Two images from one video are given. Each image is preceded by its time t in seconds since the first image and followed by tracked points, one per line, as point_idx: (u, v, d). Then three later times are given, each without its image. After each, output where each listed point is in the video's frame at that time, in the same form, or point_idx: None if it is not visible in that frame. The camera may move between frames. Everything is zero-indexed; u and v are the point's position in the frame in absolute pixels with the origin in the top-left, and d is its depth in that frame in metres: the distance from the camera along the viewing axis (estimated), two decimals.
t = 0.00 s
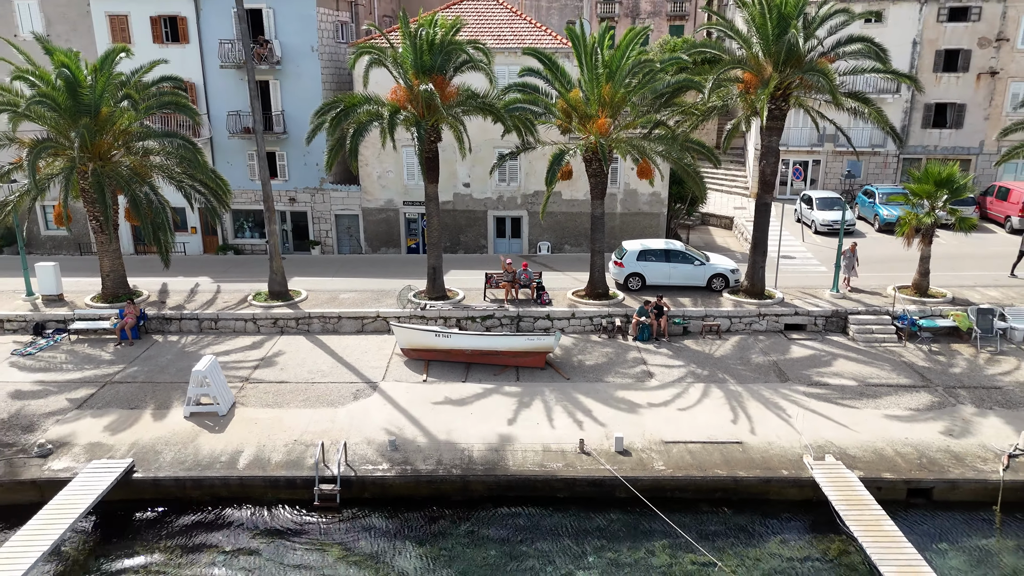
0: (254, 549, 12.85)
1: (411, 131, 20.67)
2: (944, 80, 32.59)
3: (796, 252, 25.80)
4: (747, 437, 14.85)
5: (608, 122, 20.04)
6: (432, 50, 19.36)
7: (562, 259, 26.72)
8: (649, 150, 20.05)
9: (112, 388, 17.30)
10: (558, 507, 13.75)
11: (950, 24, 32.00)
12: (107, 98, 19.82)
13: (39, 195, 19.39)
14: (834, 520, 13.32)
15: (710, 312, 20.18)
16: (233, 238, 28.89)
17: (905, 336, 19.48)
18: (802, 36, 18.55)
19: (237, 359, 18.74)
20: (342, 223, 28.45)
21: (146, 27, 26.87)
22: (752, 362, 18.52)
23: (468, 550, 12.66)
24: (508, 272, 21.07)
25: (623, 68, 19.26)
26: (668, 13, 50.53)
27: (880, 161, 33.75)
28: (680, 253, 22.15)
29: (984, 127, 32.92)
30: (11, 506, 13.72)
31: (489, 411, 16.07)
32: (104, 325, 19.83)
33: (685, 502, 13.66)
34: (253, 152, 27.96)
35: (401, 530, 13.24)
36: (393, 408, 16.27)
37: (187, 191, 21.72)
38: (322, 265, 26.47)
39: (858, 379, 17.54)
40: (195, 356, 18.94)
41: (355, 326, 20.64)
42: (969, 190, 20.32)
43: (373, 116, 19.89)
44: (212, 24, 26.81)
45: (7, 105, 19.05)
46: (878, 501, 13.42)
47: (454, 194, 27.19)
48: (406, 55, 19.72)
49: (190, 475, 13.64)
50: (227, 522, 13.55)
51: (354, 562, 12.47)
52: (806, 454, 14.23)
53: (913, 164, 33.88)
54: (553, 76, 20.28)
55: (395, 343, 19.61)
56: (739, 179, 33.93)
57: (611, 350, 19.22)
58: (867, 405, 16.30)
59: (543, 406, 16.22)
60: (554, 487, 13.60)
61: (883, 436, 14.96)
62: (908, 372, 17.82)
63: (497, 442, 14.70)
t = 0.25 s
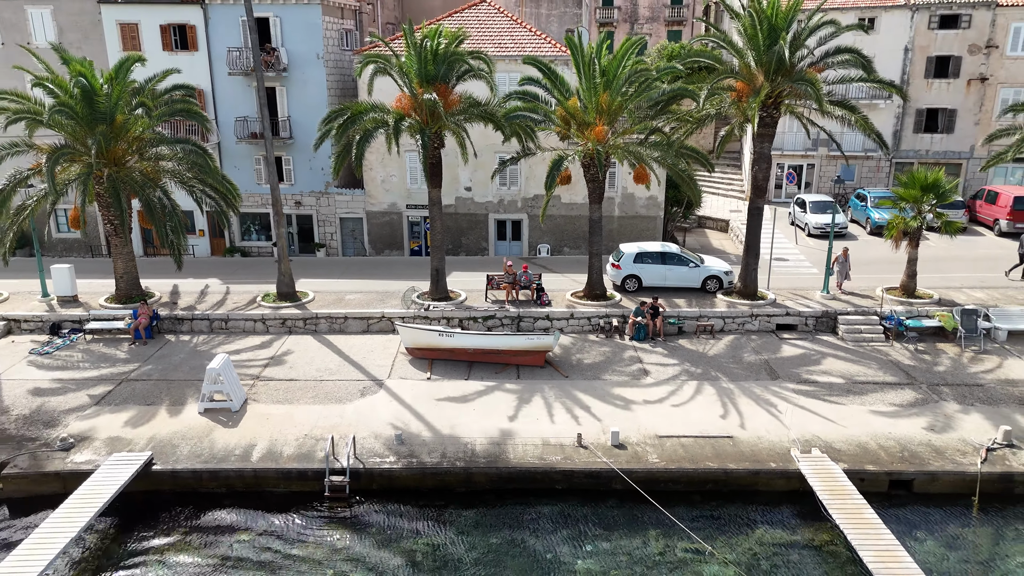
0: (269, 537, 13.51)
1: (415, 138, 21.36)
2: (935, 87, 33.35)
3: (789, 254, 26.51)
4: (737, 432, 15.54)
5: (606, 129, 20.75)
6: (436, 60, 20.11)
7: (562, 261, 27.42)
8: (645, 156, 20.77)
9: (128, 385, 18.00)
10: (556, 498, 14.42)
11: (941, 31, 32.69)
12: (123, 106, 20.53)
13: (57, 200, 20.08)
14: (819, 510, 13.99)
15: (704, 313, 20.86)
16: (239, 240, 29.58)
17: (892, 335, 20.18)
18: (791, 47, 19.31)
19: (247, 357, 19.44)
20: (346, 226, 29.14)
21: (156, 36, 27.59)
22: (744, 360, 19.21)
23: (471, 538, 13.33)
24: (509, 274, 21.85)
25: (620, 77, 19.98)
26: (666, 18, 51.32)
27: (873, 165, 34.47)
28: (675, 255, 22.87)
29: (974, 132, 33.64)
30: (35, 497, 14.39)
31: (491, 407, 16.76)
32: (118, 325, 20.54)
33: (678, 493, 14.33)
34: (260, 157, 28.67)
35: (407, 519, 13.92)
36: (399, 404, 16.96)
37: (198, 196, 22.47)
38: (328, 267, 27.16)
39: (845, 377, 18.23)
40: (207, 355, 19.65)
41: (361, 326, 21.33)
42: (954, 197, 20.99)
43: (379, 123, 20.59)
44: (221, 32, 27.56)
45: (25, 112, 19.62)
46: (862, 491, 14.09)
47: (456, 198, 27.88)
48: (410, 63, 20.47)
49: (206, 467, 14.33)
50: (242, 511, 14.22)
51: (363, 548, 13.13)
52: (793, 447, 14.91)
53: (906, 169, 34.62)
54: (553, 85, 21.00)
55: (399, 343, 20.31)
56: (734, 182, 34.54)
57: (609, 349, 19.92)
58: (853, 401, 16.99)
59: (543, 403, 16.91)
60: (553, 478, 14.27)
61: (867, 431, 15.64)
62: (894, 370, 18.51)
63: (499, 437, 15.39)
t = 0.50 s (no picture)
0: (282, 525, 14.20)
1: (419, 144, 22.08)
2: (926, 92, 34.10)
3: (782, 256, 27.22)
4: (728, 426, 16.24)
5: (603, 135, 21.48)
6: (440, 69, 20.86)
7: (561, 262, 28.12)
8: (641, 162, 21.51)
9: (144, 382, 18.71)
10: (555, 489, 15.11)
11: (932, 38, 33.44)
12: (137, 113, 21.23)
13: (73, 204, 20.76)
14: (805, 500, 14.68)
15: (698, 313, 21.56)
16: (246, 242, 30.27)
17: (880, 335, 20.89)
18: (781, 56, 20.05)
19: (257, 356, 20.15)
20: (350, 228, 29.84)
21: (165, 43, 28.30)
22: (737, 358, 19.92)
23: (474, 526, 14.02)
24: (510, 274, 22.63)
25: (616, 85, 20.70)
26: (664, 23, 52.12)
27: (866, 168, 35.21)
28: (671, 257, 23.58)
29: (965, 136, 34.36)
30: (58, 489, 15.06)
31: (493, 403, 17.46)
32: (132, 325, 21.25)
33: (671, 484, 15.03)
34: (266, 161, 29.36)
35: (414, 509, 14.61)
36: (404, 400, 17.67)
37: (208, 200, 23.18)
38: (333, 269, 27.87)
39: (834, 374, 18.93)
40: (218, 353, 20.36)
41: (367, 325, 22.04)
42: (940, 200, 21.72)
43: (384, 130, 21.34)
44: (228, 40, 28.28)
45: (45, 119, 20.21)
46: (846, 483, 14.79)
47: (458, 201, 28.60)
48: (415, 72, 21.21)
49: (221, 459, 15.02)
50: (256, 501, 14.90)
51: (372, 536, 13.83)
52: (782, 441, 15.62)
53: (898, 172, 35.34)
54: (552, 92, 21.73)
55: (404, 342, 21.01)
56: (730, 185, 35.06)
57: (606, 348, 20.63)
58: (840, 398, 17.70)
59: (543, 399, 17.62)
60: (552, 470, 14.97)
61: (853, 426, 16.35)
62: (880, 368, 19.21)
63: (500, 431, 16.09)
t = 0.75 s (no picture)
0: (292, 514, 14.91)
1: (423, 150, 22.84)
2: (918, 97, 34.85)
3: (775, 257, 27.95)
4: (720, 421, 16.97)
5: (600, 141, 22.23)
6: (444, 77, 21.66)
7: (560, 264, 28.83)
8: (637, 166, 22.24)
9: (158, 379, 19.46)
10: (554, 480, 15.82)
11: (924, 44, 34.17)
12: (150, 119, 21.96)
13: (88, 207, 21.47)
14: (792, 490, 15.39)
15: (693, 312, 22.27)
16: (253, 244, 30.97)
17: (869, 333, 21.60)
18: (772, 65, 20.79)
19: (267, 354, 20.89)
20: (354, 230, 30.56)
21: (174, 50, 29.03)
22: (729, 357, 20.64)
23: (476, 515, 14.74)
24: (511, 275, 23.38)
25: (613, 93, 21.48)
26: (662, 28, 52.95)
27: (859, 172, 35.98)
28: (667, 259, 24.32)
29: (956, 140, 35.08)
30: (79, 480, 15.76)
31: (494, 399, 18.19)
32: (146, 324, 21.99)
33: (665, 475, 15.74)
34: (273, 165, 30.05)
35: (419, 499, 15.33)
36: (409, 396, 18.39)
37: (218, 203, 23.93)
38: (338, 270, 28.60)
39: (823, 372, 19.65)
40: (229, 351, 21.09)
41: (372, 325, 22.76)
42: (926, 205, 22.55)
43: (389, 137, 22.12)
44: (236, 47, 29.02)
45: (63, 127, 20.93)
46: (832, 474, 15.51)
47: (460, 204, 29.34)
48: (419, 80, 21.98)
49: (236, 452, 15.75)
50: (268, 492, 15.61)
51: (379, 524, 14.54)
52: (770, 434, 16.34)
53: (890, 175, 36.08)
54: (551, 100, 22.48)
55: (408, 341, 21.73)
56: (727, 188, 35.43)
57: (603, 346, 21.37)
58: (828, 394, 18.42)
59: (542, 395, 18.35)
60: (551, 462, 15.69)
61: (839, 421, 17.07)
62: (868, 366, 19.94)
63: (502, 426, 16.81)
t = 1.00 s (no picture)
0: (303, 504, 15.64)
1: (427, 156, 23.62)
2: (910, 102, 35.61)
3: (769, 259, 28.68)
4: (712, 417, 17.70)
5: (598, 147, 22.99)
6: (446, 86, 22.46)
7: (559, 266, 29.57)
8: (634, 172, 23.00)
9: (172, 376, 20.21)
10: (553, 473, 16.55)
11: (916, 51, 34.93)
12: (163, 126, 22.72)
13: (104, 211, 22.24)
14: (780, 482, 16.12)
15: (688, 313, 22.99)
16: (259, 247, 31.68)
17: (857, 333, 22.33)
18: (764, 74, 21.56)
19: (276, 353, 21.64)
20: (359, 233, 31.30)
21: (184, 57, 29.80)
22: (723, 355, 21.37)
23: (479, 505, 15.47)
24: (511, 277, 24.11)
25: (610, 101, 22.28)
26: (661, 33, 53.78)
27: (852, 176, 36.75)
28: (663, 261, 25.06)
29: (947, 144, 35.83)
30: (99, 472, 16.49)
31: (495, 396, 18.92)
32: (158, 324, 22.74)
33: (659, 468, 16.47)
34: (279, 169, 30.78)
35: (425, 490, 16.06)
36: (414, 393, 19.13)
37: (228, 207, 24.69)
38: (343, 272, 29.33)
39: (812, 370, 20.39)
40: (239, 350, 21.84)
41: (377, 325, 23.50)
42: (914, 209, 23.40)
43: (394, 143, 22.93)
44: (244, 55, 29.79)
45: (79, 134, 21.72)
46: (818, 467, 16.24)
47: (462, 207, 30.09)
48: (422, 88, 22.75)
49: (249, 446, 16.50)
50: (279, 484, 16.33)
51: (387, 513, 15.28)
52: (760, 429, 17.07)
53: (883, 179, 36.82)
54: (550, 107, 23.24)
55: (412, 340, 22.47)
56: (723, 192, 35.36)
57: (601, 345, 22.12)
58: (816, 391, 19.16)
59: (541, 392, 19.10)
60: (550, 456, 16.43)
61: (826, 416, 17.80)
62: (856, 364, 20.67)
63: (503, 421, 17.56)
